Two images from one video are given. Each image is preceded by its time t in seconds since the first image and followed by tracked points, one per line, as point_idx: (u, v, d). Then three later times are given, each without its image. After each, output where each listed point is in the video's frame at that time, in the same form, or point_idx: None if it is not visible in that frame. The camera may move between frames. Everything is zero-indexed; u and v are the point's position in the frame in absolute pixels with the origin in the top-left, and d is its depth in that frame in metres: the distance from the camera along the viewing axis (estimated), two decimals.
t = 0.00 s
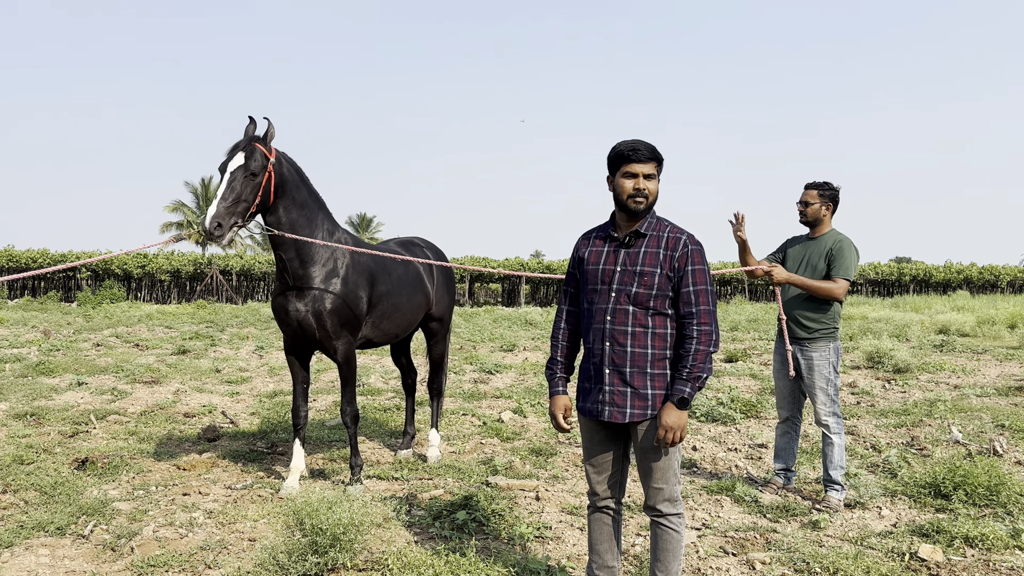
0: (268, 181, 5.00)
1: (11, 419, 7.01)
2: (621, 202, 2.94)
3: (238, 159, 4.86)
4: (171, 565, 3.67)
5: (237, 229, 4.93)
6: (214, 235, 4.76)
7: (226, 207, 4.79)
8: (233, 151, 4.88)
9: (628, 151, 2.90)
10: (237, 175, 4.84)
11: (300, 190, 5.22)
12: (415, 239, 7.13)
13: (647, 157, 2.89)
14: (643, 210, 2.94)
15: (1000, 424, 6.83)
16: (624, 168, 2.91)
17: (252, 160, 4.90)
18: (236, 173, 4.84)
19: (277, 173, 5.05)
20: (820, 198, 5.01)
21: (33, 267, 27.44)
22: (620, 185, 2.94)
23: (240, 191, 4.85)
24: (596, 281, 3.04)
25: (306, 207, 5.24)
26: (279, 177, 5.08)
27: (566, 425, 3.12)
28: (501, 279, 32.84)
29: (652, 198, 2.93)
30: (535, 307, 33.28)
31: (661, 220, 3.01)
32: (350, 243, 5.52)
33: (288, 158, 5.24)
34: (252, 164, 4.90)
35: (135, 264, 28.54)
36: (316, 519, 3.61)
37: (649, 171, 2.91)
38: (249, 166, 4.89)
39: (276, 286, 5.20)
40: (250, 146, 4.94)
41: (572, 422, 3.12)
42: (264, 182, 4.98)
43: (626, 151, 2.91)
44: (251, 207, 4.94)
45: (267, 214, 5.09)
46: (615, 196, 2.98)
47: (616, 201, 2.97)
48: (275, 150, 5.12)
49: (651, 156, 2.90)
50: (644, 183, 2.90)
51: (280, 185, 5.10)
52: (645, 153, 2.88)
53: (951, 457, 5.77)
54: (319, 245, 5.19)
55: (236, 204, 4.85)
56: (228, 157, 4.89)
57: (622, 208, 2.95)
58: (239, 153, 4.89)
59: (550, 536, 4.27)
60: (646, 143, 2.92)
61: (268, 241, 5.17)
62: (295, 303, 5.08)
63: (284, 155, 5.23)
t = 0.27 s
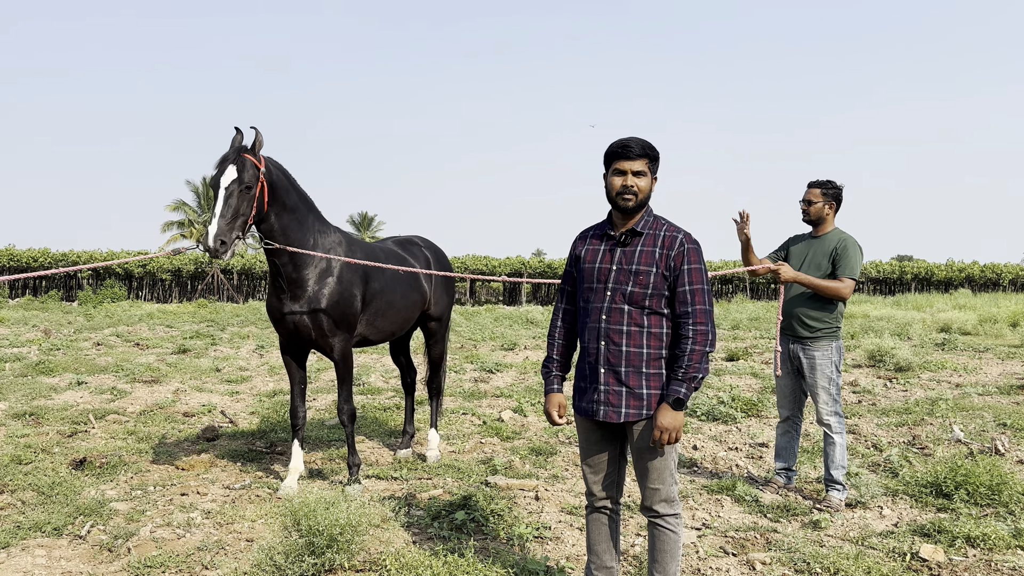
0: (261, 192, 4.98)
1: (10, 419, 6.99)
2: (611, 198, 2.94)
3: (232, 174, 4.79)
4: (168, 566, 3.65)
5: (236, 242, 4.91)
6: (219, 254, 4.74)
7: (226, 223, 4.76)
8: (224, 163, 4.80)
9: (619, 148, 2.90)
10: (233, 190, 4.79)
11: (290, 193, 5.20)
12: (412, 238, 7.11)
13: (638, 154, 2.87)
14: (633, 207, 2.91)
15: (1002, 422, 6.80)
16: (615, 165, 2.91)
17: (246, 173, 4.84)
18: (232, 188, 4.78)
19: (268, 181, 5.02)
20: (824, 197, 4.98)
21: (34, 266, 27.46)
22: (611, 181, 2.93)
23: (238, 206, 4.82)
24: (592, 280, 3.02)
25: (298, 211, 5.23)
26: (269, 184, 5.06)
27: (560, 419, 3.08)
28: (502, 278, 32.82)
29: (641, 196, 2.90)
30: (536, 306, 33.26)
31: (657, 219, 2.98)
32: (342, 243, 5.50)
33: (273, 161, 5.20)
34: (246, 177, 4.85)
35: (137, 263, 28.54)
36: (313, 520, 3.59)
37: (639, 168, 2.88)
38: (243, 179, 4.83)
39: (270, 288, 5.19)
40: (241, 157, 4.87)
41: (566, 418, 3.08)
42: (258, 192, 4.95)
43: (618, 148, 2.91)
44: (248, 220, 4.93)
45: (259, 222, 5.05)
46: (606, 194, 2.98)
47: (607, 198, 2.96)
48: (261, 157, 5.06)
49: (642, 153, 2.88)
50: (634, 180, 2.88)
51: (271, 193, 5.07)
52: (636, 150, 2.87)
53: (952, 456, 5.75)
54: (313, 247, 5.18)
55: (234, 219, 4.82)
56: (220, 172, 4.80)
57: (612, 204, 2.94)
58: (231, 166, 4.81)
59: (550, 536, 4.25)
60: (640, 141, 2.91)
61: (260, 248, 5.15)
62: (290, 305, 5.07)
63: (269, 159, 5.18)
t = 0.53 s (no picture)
0: (259, 205, 4.97)
1: (10, 418, 6.99)
2: (607, 195, 2.92)
3: (234, 190, 4.76)
4: (166, 566, 3.64)
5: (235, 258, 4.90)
6: (223, 271, 4.74)
7: (228, 241, 4.75)
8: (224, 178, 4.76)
9: (614, 145, 2.89)
10: (234, 206, 4.77)
11: (284, 201, 5.19)
12: (409, 236, 7.09)
13: (634, 151, 2.86)
14: (628, 205, 2.88)
15: (1004, 421, 6.77)
16: (611, 162, 2.90)
17: (246, 188, 4.82)
18: (234, 204, 4.76)
19: (264, 192, 5.02)
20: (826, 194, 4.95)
21: (36, 265, 27.48)
22: (607, 179, 2.92)
23: (240, 223, 4.82)
24: (589, 278, 3.00)
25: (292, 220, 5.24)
26: (266, 195, 5.05)
27: (555, 422, 3.08)
28: (504, 276, 32.81)
29: (637, 193, 2.88)
30: (537, 304, 33.24)
31: (655, 216, 2.96)
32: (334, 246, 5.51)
33: (266, 169, 5.19)
34: (247, 192, 4.83)
35: (138, 262, 28.58)
36: (311, 519, 3.58)
37: (635, 165, 2.86)
38: (243, 194, 4.82)
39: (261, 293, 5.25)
40: (239, 171, 4.85)
41: (562, 418, 3.07)
42: (257, 206, 4.95)
43: (614, 146, 2.90)
44: (247, 234, 4.94)
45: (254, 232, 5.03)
46: (602, 191, 2.97)
47: (603, 196, 2.95)
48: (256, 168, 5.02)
49: (638, 151, 2.86)
50: (630, 177, 2.87)
51: (268, 204, 5.06)
52: (632, 147, 2.86)
53: (954, 454, 5.73)
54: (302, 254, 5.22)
55: (235, 235, 4.81)
56: (220, 187, 4.75)
57: (608, 202, 2.93)
58: (231, 181, 4.78)
59: (549, 535, 4.23)
60: (637, 138, 2.90)
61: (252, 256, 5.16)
62: (279, 311, 5.13)
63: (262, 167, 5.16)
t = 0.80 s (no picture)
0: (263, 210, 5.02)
1: (11, 417, 6.99)
2: (603, 192, 2.91)
3: (240, 197, 4.81)
4: (166, 565, 3.63)
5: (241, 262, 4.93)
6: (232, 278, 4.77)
7: (236, 246, 4.78)
8: (229, 183, 4.81)
9: (610, 142, 2.89)
10: (241, 211, 4.81)
11: (283, 205, 5.23)
12: (407, 234, 7.07)
13: (630, 147, 2.85)
14: (625, 201, 2.88)
15: (1006, 419, 6.75)
16: (607, 159, 2.90)
17: (250, 194, 4.87)
18: (240, 211, 4.80)
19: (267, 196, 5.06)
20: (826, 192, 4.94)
21: (37, 264, 27.50)
22: (603, 175, 2.92)
23: (247, 229, 4.86)
24: (587, 275, 2.98)
25: (289, 223, 5.26)
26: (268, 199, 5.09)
27: (553, 420, 3.06)
28: (505, 275, 32.81)
29: (634, 189, 2.88)
30: (539, 303, 33.23)
31: (652, 213, 2.95)
32: (328, 246, 5.52)
33: (268, 173, 5.23)
34: (252, 198, 4.88)
35: (139, 261, 28.59)
36: (312, 518, 3.57)
37: (631, 162, 2.86)
38: (249, 199, 4.87)
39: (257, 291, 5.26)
40: (243, 176, 4.89)
41: (560, 417, 3.06)
42: (261, 211, 4.99)
43: (610, 143, 2.90)
44: (253, 240, 4.98)
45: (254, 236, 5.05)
46: (599, 188, 2.96)
47: (599, 193, 2.94)
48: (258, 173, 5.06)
49: (634, 147, 2.86)
50: (626, 174, 2.86)
51: (270, 209, 5.10)
52: (628, 143, 2.85)
53: (956, 453, 5.71)
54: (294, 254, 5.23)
55: (242, 240, 4.85)
56: (226, 194, 4.79)
57: (604, 199, 2.92)
58: (237, 186, 4.83)
59: (550, 534, 4.22)
60: (633, 135, 2.89)
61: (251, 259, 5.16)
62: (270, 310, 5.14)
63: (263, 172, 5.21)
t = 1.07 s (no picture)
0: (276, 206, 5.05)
1: (13, 416, 6.99)
2: (599, 191, 2.91)
3: (257, 190, 4.84)
4: (169, 564, 3.63)
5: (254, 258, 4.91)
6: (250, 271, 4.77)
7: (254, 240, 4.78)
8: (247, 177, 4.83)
9: (604, 141, 2.88)
10: (259, 206, 4.84)
11: (290, 203, 5.26)
12: (406, 233, 7.07)
13: (625, 146, 2.84)
14: (621, 200, 2.87)
15: (1009, 417, 6.74)
16: (602, 158, 2.89)
17: (267, 188, 4.91)
18: (258, 204, 4.83)
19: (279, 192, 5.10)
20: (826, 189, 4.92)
21: (39, 263, 27.54)
22: (598, 175, 2.91)
23: (264, 223, 4.89)
24: (584, 273, 2.98)
25: (296, 218, 5.30)
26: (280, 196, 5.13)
27: (552, 419, 3.06)
28: (507, 274, 32.81)
29: (630, 187, 2.87)
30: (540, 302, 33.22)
31: (648, 211, 2.95)
32: (328, 244, 5.53)
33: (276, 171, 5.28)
34: (269, 193, 4.92)
35: (141, 260, 28.61)
36: (315, 516, 3.57)
37: (626, 160, 2.85)
38: (267, 194, 4.90)
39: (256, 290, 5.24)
40: (259, 171, 4.94)
41: (558, 416, 3.06)
42: (275, 206, 5.03)
43: (604, 141, 2.89)
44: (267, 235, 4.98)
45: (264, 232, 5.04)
46: (594, 187, 2.95)
47: (595, 192, 2.94)
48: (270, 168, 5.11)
49: (629, 146, 2.85)
50: (621, 172, 2.86)
51: (281, 204, 5.14)
52: (622, 142, 2.84)
53: (959, 451, 5.70)
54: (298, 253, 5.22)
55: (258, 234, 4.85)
56: (243, 187, 4.81)
57: (600, 198, 2.91)
58: (254, 181, 4.86)
59: (553, 533, 4.22)
60: (627, 133, 2.88)
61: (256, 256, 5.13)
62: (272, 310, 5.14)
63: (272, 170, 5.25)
